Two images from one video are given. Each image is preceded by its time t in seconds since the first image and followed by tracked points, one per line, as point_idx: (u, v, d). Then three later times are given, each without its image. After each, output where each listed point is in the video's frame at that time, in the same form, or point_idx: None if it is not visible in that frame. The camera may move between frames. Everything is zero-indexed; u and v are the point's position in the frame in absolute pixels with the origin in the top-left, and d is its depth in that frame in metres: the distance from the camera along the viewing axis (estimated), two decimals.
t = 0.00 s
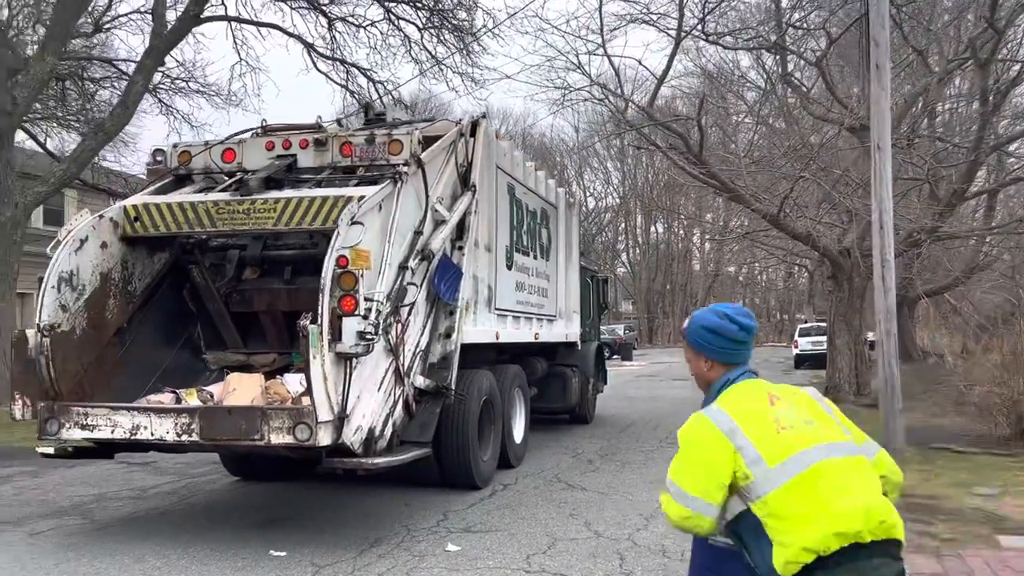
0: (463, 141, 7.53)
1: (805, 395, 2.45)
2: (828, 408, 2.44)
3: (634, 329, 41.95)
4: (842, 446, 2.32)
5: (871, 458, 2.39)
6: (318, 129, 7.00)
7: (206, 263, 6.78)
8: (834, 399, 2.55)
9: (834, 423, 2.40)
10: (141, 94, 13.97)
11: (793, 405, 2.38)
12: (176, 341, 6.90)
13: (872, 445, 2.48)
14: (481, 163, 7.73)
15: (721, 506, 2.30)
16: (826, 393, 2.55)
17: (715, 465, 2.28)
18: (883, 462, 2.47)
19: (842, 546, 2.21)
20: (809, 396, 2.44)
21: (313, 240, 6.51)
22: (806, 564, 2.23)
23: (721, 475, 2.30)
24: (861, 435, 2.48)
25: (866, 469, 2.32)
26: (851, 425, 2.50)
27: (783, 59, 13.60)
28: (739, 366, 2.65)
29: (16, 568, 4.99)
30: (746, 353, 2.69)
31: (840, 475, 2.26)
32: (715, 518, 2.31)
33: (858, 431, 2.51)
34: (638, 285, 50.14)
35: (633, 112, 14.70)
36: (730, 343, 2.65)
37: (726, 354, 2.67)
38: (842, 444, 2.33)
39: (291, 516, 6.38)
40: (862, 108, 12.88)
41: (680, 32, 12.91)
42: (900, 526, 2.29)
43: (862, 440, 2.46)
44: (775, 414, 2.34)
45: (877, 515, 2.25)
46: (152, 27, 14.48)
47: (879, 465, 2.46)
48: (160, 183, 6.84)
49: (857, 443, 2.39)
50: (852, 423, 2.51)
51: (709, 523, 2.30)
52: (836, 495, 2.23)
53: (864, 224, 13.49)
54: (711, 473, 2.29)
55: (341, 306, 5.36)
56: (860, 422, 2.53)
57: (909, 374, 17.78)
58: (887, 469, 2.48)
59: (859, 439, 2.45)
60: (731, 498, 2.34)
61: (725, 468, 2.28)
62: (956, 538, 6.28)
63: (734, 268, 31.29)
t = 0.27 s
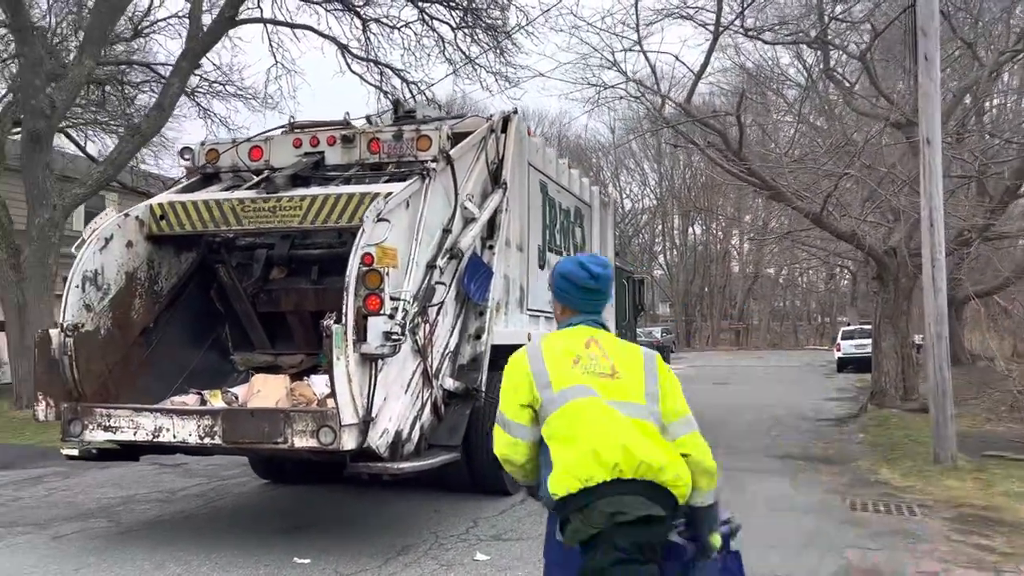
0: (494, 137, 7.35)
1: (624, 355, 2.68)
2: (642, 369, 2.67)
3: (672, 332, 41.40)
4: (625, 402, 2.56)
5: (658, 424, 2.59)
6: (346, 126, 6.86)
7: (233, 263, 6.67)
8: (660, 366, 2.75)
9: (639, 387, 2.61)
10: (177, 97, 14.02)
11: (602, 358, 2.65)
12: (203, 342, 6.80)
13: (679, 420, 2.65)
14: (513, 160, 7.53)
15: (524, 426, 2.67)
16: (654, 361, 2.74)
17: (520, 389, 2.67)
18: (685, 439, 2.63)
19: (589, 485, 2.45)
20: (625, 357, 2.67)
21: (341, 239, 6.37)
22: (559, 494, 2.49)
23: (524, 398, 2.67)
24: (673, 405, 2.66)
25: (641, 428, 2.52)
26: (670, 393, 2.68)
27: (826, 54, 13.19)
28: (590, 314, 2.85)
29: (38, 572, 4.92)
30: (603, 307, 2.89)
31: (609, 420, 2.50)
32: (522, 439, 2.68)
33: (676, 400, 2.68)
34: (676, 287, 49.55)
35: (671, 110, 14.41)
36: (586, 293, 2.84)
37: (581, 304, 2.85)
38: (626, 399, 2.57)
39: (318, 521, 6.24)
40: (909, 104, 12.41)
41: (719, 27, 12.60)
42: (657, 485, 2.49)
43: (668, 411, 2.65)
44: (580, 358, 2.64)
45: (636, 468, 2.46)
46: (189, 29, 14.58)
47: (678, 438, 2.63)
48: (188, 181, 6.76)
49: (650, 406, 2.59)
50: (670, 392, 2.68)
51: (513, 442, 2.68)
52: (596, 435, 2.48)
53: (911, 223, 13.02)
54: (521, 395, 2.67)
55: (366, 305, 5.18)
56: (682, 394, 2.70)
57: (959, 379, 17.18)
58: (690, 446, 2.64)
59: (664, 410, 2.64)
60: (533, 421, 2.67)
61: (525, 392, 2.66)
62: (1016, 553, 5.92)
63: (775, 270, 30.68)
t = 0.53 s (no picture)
0: (522, 134, 7.15)
1: (470, 381, 2.52)
2: (486, 397, 2.52)
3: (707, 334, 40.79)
4: (458, 438, 2.45)
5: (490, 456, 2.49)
6: (371, 123, 6.71)
7: (256, 263, 6.53)
8: (511, 391, 2.59)
9: (480, 417, 2.49)
10: (208, 98, 14.03)
11: (445, 386, 2.50)
12: (226, 344, 6.66)
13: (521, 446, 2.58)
14: (542, 157, 7.32)
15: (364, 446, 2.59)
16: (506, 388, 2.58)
17: (366, 412, 2.57)
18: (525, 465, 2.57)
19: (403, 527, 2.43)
20: (472, 384, 2.51)
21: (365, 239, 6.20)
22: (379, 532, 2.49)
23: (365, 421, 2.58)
24: (517, 429, 2.56)
25: (459, 472, 2.43)
26: (515, 418, 2.57)
27: (867, 47, 12.72)
28: (445, 335, 2.67)
29: None
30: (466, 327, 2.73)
31: (430, 459, 2.43)
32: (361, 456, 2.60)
33: (521, 421, 2.57)
34: (711, 288, 48.88)
35: (706, 107, 14.07)
36: (440, 318, 2.66)
37: (438, 328, 2.67)
38: (459, 434, 2.46)
39: (341, 529, 6.09)
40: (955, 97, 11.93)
41: (756, 21, 12.27)
42: (478, 528, 2.44)
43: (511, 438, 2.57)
44: (421, 390, 2.49)
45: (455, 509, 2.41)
46: (220, 30, 14.61)
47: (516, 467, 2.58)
48: (211, 181, 6.66)
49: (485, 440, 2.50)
50: (518, 417, 2.58)
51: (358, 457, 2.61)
52: (419, 477, 2.42)
53: (957, 221, 12.55)
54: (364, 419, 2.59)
55: (388, 307, 5.04)
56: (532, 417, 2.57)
57: (1007, 383, 16.57)
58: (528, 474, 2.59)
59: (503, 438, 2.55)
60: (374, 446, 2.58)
61: (369, 418, 2.55)
62: None
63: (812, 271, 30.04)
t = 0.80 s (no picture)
0: (549, 130, 6.96)
1: (337, 379, 2.75)
2: (350, 398, 2.75)
3: (739, 336, 40.21)
4: (322, 435, 2.71)
5: (350, 448, 2.73)
6: (394, 118, 6.55)
7: (277, 262, 6.38)
8: (376, 383, 2.78)
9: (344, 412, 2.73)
10: (236, 97, 14.01)
11: (315, 387, 2.76)
12: (247, 344, 6.51)
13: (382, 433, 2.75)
14: (569, 152, 7.14)
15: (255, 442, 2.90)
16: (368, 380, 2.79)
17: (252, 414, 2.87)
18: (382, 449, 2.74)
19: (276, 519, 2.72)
20: (337, 381, 2.75)
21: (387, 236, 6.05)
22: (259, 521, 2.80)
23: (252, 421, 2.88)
24: (378, 415, 2.75)
25: (321, 468, 2.70)
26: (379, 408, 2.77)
27: (906, 40, 12.28)
28: (325, 337, 2.93)
29: None
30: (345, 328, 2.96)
31: (295, 455, 2.72)
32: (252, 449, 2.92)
33: (386, 413, 2.78)
34: (743, 288, 48.23)
35: (739, 104, 13.76)
36: (320, 321, 2.92)
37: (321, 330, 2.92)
38: (324, 430, 2.71)
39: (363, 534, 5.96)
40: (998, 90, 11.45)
41: (791, 14, 11.95)
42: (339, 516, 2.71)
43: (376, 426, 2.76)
44: (292, 391, 2.77)
45: (317, 499, 2.69)
46: (249, 30, 14.61)
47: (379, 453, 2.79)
48: (233, 178, 6.57)
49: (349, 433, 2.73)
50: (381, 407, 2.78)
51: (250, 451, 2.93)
52: (285, 473, 2.72)
53: (1001, 218, 12.12)
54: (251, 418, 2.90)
55: (409, 306, 4.87)
56: (389, 403, 2.75)
57: None
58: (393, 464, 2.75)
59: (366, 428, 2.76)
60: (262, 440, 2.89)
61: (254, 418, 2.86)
62: None
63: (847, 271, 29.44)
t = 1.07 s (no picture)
0: (571, 125, 6.76)
1: (242, 364, 3.30)
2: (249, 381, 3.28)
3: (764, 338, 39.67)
4: (224, 410, 3.30)
5: (244, 422, 3.30)
6: (412, 113, 6.39)
7: (293, 261, 6.26)
8: (273, 373, 3.26)
9: (241, 392, 3.28)
10: (257, 98, 13.96)
11: (226, 366, 3.34)
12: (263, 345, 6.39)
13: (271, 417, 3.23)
14: (592, 148, 6.95)
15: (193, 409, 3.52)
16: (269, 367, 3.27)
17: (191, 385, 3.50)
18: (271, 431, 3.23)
19: (186, 476, 3.34)
20: (240, 364, 3.30)
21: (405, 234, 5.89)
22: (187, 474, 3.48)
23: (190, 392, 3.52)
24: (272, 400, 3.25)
25: (224, 437, 3.30)
26: (271, 392, 3.26)
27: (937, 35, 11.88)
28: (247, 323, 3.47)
29: None
30: (269, 313, 3.48)
31: (207, 425, 3.33)
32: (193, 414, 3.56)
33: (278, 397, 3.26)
34: (768, 290, 47.63)
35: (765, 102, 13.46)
36: (240, 306, 3.45)
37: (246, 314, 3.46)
38: (224, 405, 3.31)
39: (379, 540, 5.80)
40: None
41: (819, 9, 11.66)
42: (233, 478, 3.31)
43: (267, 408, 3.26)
44: (212, 366, 3.37)
45: (210, 464, 3.30)
46: (270, 31, 14.57)
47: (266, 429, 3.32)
48: (249, 176, 6.46)
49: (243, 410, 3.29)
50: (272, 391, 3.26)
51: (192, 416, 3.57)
52: (196, 436, 3.34)
53: None
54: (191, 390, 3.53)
55: (425, 305, 4.67)
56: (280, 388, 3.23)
57: None
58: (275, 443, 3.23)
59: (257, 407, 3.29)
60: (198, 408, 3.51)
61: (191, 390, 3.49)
62: None
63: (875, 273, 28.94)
